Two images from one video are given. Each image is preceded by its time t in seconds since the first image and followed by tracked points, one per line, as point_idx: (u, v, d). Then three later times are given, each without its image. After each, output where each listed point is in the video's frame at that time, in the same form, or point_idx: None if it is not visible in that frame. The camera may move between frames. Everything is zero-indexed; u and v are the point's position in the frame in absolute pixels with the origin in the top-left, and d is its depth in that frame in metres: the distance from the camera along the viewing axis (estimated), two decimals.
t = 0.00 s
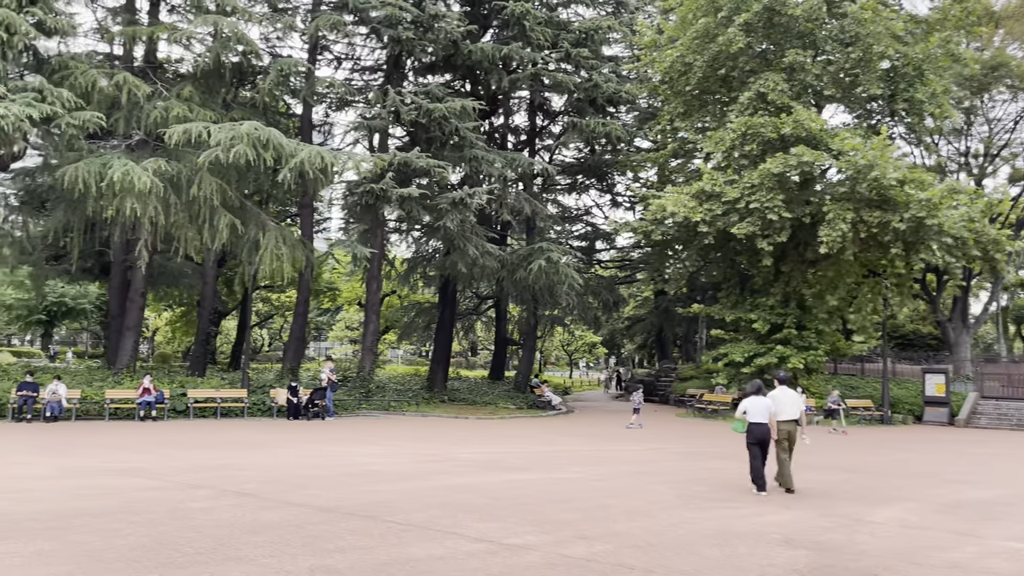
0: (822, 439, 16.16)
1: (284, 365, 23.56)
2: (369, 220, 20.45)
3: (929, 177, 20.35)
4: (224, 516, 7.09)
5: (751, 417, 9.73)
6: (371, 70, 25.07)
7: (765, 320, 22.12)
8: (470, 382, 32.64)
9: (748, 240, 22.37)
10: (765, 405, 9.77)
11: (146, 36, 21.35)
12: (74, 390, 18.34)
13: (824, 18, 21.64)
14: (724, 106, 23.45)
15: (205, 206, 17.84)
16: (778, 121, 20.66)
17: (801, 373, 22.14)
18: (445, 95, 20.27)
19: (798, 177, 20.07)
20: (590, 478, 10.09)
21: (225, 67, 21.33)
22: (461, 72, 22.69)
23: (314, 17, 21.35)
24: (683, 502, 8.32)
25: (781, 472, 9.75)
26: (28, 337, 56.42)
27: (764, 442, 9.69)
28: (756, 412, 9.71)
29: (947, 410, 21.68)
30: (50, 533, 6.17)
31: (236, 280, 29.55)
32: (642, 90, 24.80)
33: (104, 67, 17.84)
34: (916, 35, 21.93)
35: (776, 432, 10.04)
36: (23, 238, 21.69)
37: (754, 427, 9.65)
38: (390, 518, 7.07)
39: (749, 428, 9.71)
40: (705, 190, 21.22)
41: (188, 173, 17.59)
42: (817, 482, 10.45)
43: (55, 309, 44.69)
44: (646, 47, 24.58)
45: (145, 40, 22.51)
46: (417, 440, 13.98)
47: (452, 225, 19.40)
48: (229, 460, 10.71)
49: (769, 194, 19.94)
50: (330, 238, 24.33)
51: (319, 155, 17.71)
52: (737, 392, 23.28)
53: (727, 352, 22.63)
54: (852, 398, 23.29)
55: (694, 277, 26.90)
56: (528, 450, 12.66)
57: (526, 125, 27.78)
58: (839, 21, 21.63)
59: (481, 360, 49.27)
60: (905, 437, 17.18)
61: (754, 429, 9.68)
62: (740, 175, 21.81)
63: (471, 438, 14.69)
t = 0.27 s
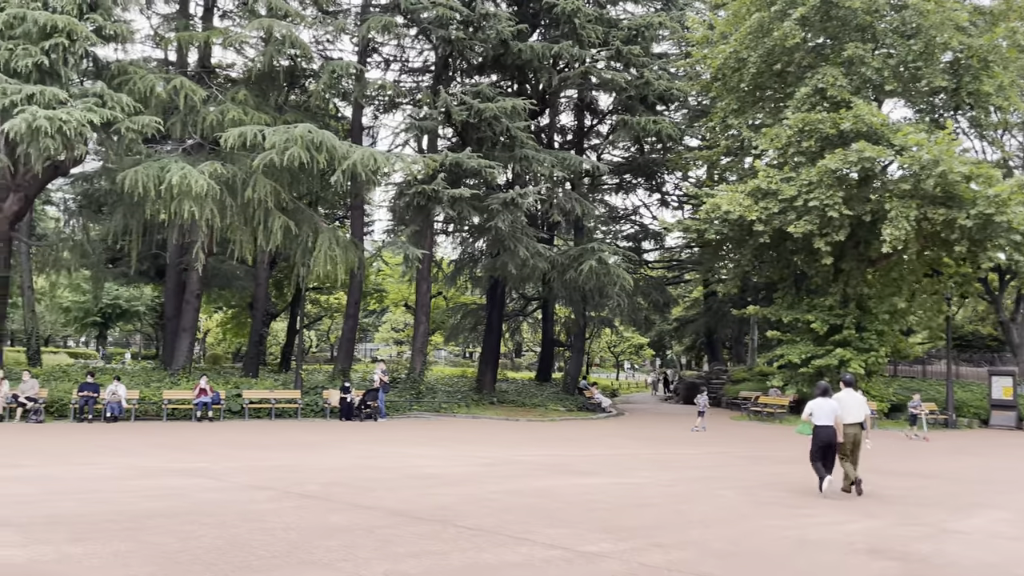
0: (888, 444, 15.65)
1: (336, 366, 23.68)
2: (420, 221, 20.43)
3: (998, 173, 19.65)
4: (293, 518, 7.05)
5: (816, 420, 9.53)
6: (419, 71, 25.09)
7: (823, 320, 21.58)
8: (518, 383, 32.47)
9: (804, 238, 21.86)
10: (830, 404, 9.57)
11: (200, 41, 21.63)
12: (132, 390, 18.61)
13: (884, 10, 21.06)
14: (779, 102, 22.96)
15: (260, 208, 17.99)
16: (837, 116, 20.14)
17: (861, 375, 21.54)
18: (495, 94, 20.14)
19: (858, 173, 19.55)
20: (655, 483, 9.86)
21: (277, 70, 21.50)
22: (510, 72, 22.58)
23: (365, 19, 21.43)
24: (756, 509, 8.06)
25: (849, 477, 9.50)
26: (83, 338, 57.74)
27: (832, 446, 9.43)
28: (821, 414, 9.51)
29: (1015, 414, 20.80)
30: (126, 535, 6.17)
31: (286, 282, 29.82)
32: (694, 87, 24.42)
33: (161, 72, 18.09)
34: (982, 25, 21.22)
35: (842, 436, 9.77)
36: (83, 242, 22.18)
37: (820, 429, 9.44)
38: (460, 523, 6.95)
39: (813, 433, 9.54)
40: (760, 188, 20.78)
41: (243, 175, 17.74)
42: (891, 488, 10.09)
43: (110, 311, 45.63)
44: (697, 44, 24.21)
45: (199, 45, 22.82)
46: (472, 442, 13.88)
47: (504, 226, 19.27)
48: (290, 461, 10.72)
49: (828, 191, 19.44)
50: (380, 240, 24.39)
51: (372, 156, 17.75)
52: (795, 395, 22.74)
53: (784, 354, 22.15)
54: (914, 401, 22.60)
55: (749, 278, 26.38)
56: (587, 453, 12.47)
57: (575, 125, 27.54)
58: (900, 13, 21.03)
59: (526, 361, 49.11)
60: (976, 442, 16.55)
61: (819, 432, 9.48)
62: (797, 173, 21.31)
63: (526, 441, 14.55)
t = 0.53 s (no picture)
0: (954, 449, 15.15)
1: (385, 367, 23.77)
2: (470, 222, 20.40)
3: None
4: (358, 521, 7.01)
5: (882, 422, 9.32)
6: (467, 71, 25.05)
7: (881, 321, 21.03)
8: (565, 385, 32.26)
9: (862, 236, 21.31)
10: (895, 404, 9.40)
11: (252, 45, 21.86)
12: (188, 391, 18.87)
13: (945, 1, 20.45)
14: (834, 97, 22.46)
15: (311, 210, 18.11)
16: (896, 111, 19.60)
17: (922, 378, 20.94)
18: (545, 94, 20.02)
19: (919, 169, 18.99)
20: (718, 488, 9.64)
21: (326, 72, 21.64)
22: (558, 71, 22.44)
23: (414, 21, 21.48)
24: (829, 517, 7.81)
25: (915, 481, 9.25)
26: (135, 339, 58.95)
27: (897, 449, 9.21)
28: (887, 415, 9.31)
29: None
30: (196, 537, 6.19)
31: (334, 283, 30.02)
32: (746, 83, 23.99)
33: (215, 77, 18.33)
34: None
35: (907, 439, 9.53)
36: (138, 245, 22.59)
37: (886, 431, 9.20)
38: (526, 528, 6.85)
39: (878, 437, 9.31)
40: (816, 185, 20.45)
41: (295, 178, 17.88)
42: (966, 495, 9.72)
43: (162, 313, 46.46)
44: (748, 39, 23.78)
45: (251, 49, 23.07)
46: (525, 444, 13.77)
47: (554, 226, 19.14)
48: (347, 462, 10.73)
49: (888, 188, 18.92)
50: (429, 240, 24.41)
51: (423, 157, 17.77)
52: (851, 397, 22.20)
53: (841, 355, 21.64)
54: (977, 404, 21.91)
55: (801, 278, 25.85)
56: (644, 456, 12.27)
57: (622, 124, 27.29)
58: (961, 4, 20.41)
59: (571, 362, 48.87)
60: None
61: (886, 435, 9.26)
62: (853, 170, 20.80)
63: (579, 444, 14.39)
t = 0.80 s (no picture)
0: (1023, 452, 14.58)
1: (431, 366, 23.73)
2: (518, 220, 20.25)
3: None
4: (421, 523, 6.88)
5: (943, 421, 8.99)
6: (511, 68, 24.90)
7: (941, 319, 20.39)
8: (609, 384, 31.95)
9: (920, 232, 20.69)
10: (957, 403, 9.05)
11: (299, 45, 21.96)
12: (239, 389, 19.01)
13: None
14: (890, 89, 21.84)
15: (360, 209, 18.12)
16: (957, 102, 18.96)
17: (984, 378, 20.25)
18: (593, 89, 19.78)
19: (982, 162, 18.34)
20: (782, 491, 9.35)
21: (373, 70, 21.66)
22: (605, 66, 22.16)
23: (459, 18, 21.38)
24: (906, 523, 7.50)
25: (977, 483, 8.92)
26: (182, 338, 59.91)
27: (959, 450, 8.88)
28: (948, 415, 8.98)
29: None
30: (261, 539, 6.10)
31: (379, 281, 30.12)
32: (797, 76, 23.46)
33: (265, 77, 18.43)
34: None
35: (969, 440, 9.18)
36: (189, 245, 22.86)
37: (947, 431, 8.88)
38: (594, 532, 6.65)
39: (939, 437, 8.99)
40: (872, 180, 19.98)
41: (344, 177, 17.90)
42: None
43: (208, 312, 47.09)
44: (800, 31, 23.26)
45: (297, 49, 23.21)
46: (578, 444, 13.56)
47: (603, 224, 18.90)
48: (402, 461, 10.63)
49: (949, 182, 18.30)
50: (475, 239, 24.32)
51: (471, 155, 17.66)
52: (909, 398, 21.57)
53: (898, 355, 21.04)
54: None
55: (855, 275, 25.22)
56: (702, 458, 11.98)
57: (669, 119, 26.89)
58: None
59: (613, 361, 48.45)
60: None
61: (947, 435, 8.93)
62: (911, 163, 20.19)
63: (631, 444, 14.15)
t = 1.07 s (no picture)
0: None
1: (472, 363, 23.63)
2: (561, 216, 20.03)
3: None
4: (482, 526, 6.73)
5: (1002, 420, 8.65)
6: (551, 62, 24.64)
7: (997, 316, 19.76)
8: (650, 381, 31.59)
9: (976, 226, 20.05)
10: (1018, 403, 8.70)
11: (339, 42, 21.93)
12: (283, 386, 19.06)
13: None
14: (944, 79, 21.19)
15: (403, 206, 18.05)
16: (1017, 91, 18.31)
17: None
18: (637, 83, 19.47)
19: None
20: (847, 495, 9.05)
21: (413, 66, 21.55)
22: (649, 60, 21.83)
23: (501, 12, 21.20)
24: (986, 530, 7.18)
25: None
26: (221, 334, 60.61)
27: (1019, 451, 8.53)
28: (1009, 414, 8.64)
29: None
30: (323, 542, 5.99)
31: (418, 278, 30.06)
32: (846, 67, 22.89)
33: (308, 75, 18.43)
34: None
35: None
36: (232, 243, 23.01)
37: (1008, 431, 8.54)
38: (661, 538, 6.44)
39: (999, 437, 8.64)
40: (926, 173, 19.41)
41: (387, 174, 17.84)
42: None
43: (247, 309, 47.53)
44: (848, 20, 22.69)
45: (337, 46, 23.19)
46: (627, 444, 13.32)
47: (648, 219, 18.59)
48: (453, 461, 10.49)
49: (1008, 174, 17.67)
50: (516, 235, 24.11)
51: (514, 150, 17.48)
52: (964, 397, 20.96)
53: (952, 353, 20.44)
54: None
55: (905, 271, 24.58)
56: (757, 459, 11.67)
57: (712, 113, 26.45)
58: None
59: (652, 358, 47.98)
60: None
61: (1007, 435, 8.58)
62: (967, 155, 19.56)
63: (681, 444, 13.87)
